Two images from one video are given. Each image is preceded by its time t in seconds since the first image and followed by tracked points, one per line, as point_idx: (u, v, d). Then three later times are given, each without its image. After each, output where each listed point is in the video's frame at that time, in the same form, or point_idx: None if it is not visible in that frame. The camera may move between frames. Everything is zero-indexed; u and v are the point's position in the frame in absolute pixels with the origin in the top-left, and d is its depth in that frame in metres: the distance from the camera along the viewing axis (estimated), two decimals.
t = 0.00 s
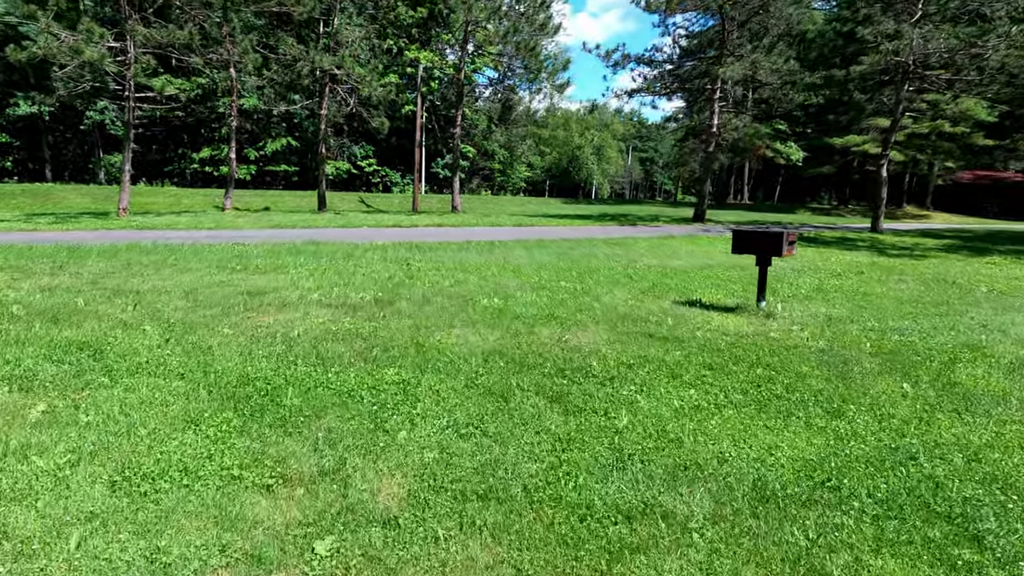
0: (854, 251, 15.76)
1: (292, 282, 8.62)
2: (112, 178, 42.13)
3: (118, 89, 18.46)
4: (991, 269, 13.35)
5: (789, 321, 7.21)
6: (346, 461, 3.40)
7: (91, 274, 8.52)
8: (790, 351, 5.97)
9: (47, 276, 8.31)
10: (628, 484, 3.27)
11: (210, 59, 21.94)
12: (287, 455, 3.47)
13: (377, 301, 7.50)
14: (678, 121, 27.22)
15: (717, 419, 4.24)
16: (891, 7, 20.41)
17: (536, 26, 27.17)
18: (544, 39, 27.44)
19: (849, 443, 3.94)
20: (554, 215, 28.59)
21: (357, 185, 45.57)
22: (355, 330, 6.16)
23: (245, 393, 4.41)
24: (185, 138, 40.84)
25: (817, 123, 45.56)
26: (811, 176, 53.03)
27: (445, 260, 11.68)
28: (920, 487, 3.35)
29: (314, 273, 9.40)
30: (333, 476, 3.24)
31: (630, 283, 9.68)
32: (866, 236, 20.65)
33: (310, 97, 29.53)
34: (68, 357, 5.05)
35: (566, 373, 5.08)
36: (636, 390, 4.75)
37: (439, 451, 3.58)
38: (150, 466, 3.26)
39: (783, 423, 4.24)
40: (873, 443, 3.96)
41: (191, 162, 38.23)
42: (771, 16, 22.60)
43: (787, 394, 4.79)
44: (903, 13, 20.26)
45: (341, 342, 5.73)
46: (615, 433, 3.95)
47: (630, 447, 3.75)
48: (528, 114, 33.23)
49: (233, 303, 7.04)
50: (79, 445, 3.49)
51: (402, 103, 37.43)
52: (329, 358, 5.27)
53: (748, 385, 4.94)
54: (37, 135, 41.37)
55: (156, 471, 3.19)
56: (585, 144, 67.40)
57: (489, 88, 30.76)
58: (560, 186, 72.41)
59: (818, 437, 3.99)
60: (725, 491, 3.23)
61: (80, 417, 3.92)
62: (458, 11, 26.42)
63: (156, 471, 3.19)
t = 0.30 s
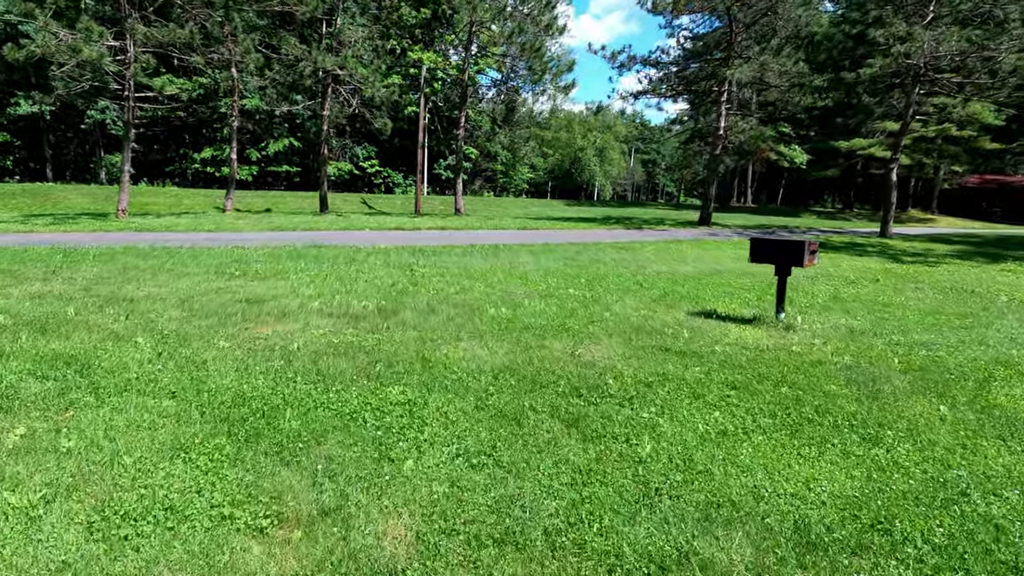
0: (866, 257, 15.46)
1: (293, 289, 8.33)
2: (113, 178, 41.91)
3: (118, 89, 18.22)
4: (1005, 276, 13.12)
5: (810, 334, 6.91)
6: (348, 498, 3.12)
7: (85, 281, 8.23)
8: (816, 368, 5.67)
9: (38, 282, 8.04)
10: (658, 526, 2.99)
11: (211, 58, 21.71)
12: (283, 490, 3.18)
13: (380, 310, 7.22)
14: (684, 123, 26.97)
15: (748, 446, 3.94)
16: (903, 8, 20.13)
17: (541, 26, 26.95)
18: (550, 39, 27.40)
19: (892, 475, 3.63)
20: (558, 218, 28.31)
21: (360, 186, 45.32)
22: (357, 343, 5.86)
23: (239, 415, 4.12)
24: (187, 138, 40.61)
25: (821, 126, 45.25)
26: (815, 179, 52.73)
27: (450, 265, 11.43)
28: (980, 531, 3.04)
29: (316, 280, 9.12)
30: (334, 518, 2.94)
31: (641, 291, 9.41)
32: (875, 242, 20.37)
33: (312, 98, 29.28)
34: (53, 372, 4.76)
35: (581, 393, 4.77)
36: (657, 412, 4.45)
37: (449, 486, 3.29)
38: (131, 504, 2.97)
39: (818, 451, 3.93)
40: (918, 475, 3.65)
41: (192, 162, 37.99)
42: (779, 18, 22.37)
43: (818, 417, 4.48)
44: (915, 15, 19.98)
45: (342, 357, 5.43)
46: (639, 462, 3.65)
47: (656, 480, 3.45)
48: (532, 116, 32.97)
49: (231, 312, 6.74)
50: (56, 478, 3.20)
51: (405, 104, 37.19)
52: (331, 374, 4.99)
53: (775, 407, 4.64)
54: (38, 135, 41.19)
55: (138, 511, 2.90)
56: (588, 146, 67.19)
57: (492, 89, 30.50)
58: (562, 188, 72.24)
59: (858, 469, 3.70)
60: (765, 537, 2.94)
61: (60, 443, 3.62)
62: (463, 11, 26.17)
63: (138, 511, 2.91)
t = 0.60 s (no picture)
0: (882, 262, 15.02)
1: (292, 294, 7.96)
2: (115, 180, 41.74)
3: (119, 89, 17.96)
4: None
5: (839, 344, 6.49)
6: (345, 536, 2.76)
7: (76, 285, 7.88)
8: (850, 381, 5.27)
9: (26, 286, 7.68)
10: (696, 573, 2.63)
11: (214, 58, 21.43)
12: (272, 528, 2.82)
13: (384, 316, 6.85)
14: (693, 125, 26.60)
15: (788, 471, 3.57)
16: (917, 7, 19.71)
17: (548, 26, 26.62)
18: (557, 39, 26.97)
19: (955, 509, 3.24)
20: (564, 221, 27.94)
21: (363, 188, 45.05)
22: (359, 353, 5.49)
23: (228, 434, 3.77)
24: (190, 140, 40.44)
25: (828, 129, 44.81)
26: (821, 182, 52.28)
27: (456, 269, 11.07)
28: None
29: (317, 284, 8.76)
30: (329, 563, 2.58)
31: (655, 297, 9.03)
32: (889, 246, 19.95)
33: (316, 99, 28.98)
34: (30, 386, 4.39)
35: (601, 410, 4.40)
36: (685, 432, 4.09)
37: (459, 521, 2.93)
38: (99, 544, 2.63)
39: (869, 479, 3.55)
40: (983, 508, 3.26)
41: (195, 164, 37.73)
42: (791, 18, 21.97)
43: (861, 439, 4.10)
44: (930, 15, 19.58)
45: (342, 369, 5.06)
46: (671, 492, 3.28)
47: (691, 515, 3.08)
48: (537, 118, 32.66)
49: (225, 319, 6.37)
50: (19, 513, 2.85)
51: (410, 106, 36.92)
52: (330, 388, 4.62)
53: (813, 427, 4.26)
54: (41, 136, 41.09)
55: (104, 556, 2.56)
56: (593, 149, 66.91)
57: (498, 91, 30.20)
58: (566, 190, 71.97)
59: (916, 501, 3.31)
60: None
61: (27, 469, 3.26)
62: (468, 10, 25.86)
63: (105, 555, 2.56)
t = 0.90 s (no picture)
0: (899, 268, 14.59)
1: (292, 303, 7.57)
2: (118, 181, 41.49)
3: (118, 88, 17.66)
4: None
5: (874, 360, 6.08)
6: None
7: (66, 293, 7.51)
8: (895, 405, 4.86)
9: (14, 295, 7.31)
10: None
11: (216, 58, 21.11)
12: None
13: (389, 329, 6.46)
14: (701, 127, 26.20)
15: (846, 517, 3.16)
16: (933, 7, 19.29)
17: (555, 26, 26.27)
18: (564, 39, 26.58)
19: None
20: (569, 224, 27.56)
21: (366, 190, 44.73)
22: (362, 370, 5.10)
23: (216, 469, 3.39)
24: (193, 141, 40.19)
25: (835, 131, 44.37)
26: (827, 185, 51.81)
27: (462, 275, 10.68)
28: None
29: (318, 291, 8.39)
30: None
31: (672, 306, 8.63)
32: (904, 251, 19.49)
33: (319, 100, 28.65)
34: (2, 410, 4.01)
35: (628, 439, 4.01)
36: (723, 467, 3.69)
37: None
38: None
39: (937, 526, 3.14)
40: None
41: (198, 165, 37.48)
42: (803, 18, 21.59)
43: (919, 474, 3.69)
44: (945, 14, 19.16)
45: (344, 389, 4.67)
46: (717, 544, 2.89)
47: (742, 575, 2.70)
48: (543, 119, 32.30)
49: (220, 332, 5.98)
50: None
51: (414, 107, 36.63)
52: (330, 412, 4.23)
53: (864, 459, 3.85)
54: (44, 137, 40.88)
55: None
56: (597, 151, 66.54)
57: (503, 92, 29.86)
58: (570, 193, 71.60)
59: (996, 554, 2.91)
60: None
61: None
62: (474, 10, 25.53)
63: None
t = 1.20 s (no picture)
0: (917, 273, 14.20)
1: (294, 312, 7.20)
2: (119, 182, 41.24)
3: (118, 87, 17.35)
4: None
5: (915, 377, 5.69)
6: None
7: (56, 302, 7.16)
8: (948, 431, 4.46)
9: (2, 303, 6.98)
10: None
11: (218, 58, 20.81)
12: None
13: (395, 342, 6.09)
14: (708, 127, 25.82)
15: (920, 573, 2.79)
16: (948, 6, 18.90)
17: (561, 26, 25.93)
18: (571, 39, 26.21)
19: None
20: (575, 226, 27.23)
21: (370, 191, 44.49)
22: (368, 390, 4.73)
23: (208, 512, 3.02)
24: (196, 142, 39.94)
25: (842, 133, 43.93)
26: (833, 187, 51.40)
27: (469, 281, 10.34)
28: None
29: (321, 299, 8.02)
30: None
31: (690, 316, 8.26)
32: (918, 255, 19.13)
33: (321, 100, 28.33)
34: None
35: (663, 473, 3.63)
36: (771, 507, 3.31)
37: None
38: None
39: None
40: None
41: (201, 166, 37.21)
42: (814, 17, 21.23)
43: (994, 515, 3.30)
44: (962, 14, 18.76)
45: (348, 413, 4.30)
46: None
47: None
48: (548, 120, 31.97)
49: (217, 346, 5.62)
50: None
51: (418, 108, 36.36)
52: (333, 441, 3.86)
53: (927, 497, 3.47)
54: (46, 138, 40.65)
55: None
56: (601, 152, 66.15)
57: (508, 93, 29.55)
58: (573, 194, 71.31)
59: None
60: None
61: None
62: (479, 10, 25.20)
63: None
